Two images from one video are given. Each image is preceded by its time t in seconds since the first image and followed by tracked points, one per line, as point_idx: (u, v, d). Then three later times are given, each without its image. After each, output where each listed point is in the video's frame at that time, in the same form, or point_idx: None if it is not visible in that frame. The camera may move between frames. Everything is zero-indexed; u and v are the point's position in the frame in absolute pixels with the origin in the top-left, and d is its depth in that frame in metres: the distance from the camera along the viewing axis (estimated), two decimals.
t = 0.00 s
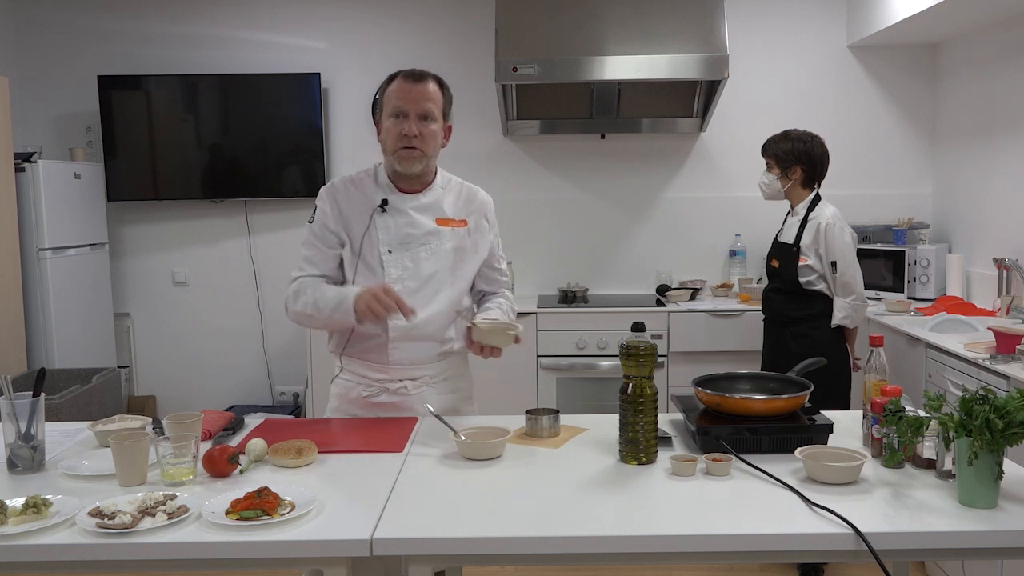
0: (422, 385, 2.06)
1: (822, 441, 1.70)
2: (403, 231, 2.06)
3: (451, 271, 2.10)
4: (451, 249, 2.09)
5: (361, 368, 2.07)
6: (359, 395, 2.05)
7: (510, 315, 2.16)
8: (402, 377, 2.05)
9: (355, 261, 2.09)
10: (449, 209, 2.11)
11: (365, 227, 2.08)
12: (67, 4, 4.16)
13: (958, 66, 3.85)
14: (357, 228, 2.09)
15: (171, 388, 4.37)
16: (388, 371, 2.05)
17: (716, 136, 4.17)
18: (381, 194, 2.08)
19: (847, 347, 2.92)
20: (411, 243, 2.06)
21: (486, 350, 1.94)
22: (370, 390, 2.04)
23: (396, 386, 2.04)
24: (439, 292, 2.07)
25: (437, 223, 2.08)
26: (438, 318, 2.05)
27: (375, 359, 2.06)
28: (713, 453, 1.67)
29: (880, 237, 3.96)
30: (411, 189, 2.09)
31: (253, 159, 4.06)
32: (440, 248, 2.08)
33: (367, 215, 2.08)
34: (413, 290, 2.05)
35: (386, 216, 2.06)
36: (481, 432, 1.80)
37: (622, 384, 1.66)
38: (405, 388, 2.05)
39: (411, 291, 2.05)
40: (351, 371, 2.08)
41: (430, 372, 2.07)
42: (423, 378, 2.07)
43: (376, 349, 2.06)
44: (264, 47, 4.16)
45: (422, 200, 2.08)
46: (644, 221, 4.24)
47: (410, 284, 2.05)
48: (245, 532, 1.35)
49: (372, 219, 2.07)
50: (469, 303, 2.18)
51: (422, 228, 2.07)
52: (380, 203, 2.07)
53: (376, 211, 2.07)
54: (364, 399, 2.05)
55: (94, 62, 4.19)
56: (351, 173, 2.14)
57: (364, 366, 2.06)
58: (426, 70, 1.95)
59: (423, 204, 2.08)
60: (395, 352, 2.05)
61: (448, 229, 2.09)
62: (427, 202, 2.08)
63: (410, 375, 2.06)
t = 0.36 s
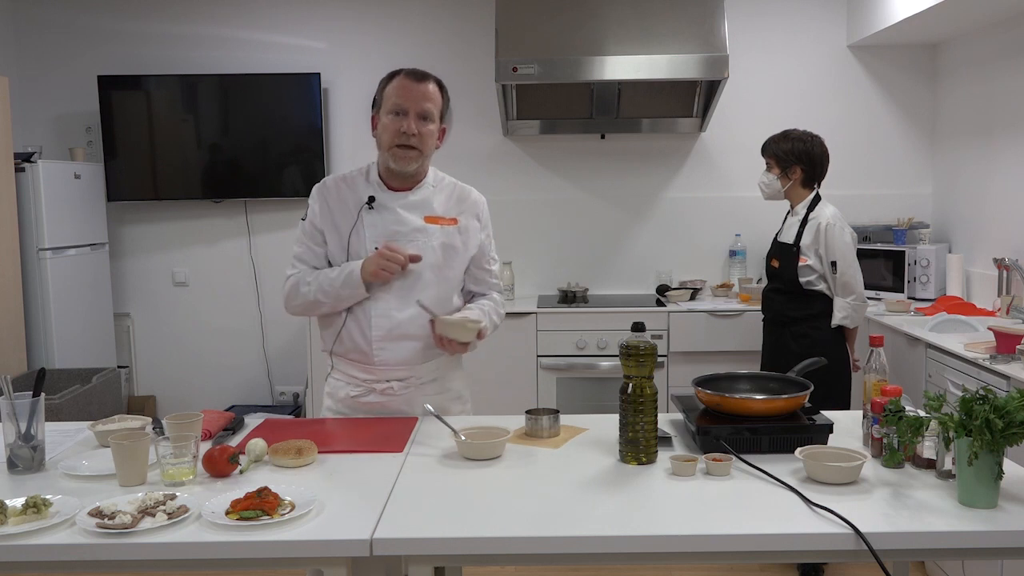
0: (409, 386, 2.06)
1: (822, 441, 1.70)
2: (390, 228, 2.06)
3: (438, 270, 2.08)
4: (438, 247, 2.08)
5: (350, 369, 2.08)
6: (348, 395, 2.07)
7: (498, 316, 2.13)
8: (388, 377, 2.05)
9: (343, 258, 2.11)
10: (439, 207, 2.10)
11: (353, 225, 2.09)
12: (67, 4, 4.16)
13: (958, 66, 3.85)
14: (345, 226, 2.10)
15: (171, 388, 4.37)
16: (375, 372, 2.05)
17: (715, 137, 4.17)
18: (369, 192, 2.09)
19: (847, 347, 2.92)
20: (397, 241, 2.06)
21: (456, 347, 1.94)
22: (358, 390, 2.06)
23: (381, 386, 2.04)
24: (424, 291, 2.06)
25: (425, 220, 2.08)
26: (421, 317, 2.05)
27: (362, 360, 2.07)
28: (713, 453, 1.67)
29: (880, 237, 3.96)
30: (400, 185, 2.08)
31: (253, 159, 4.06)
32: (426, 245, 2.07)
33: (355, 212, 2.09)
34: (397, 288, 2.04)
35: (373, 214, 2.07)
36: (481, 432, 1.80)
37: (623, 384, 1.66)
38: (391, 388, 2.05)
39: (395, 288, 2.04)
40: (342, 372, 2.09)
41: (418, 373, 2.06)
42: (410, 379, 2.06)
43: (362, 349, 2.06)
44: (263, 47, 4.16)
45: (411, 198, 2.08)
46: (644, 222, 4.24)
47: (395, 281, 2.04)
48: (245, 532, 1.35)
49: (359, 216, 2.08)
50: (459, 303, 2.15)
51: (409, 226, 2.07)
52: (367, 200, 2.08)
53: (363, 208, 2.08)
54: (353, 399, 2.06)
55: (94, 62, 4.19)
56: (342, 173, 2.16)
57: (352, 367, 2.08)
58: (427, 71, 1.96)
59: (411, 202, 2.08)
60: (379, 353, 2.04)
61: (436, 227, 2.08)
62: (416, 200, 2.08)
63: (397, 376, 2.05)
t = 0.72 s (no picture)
0: (395, 384, 2.06)
1: (822, 441, 1.70)
2: (381, 228, 2.06)
3: (426, 272, 2.07)
4: (427, 249, 2.07)
5: (338, 366, 2.10)
6: (336, 393, 2.09)
7: (489, 323, 2.09)
8: (372, 375, 2.05)
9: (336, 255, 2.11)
10: (433, 210, 2.09)
11: (347, 223, 2.10)
12: (66, 4, 4.16)
13: (958, 66, 3.85)
14: (340, 223, 2.10)
15: (171, 388, 4.37)
16: (359, 370, 2.06)
17: (715, 136, 4.17)
18: (365, 190, 2.10)
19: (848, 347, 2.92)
20: (388, 240, 2.06)
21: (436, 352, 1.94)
22: (345, 388, 2.07)
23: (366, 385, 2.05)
24: (410, 292, 2.06)
25: (417, 222, 2.08)
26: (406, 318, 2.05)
27: (349, 357, 2.09)
28: (713, 453, 1.67)
29: (880, 237, 3.96)
30: (397, 187, 2.08)
31: (253, 159, 4.06)
32: (416, 247, 2.07)
33: (349, 211, 2.10)
34: (384, 287, 2.05)
35: (366, 213, 2.07)
36: (481, 432, 1.80)
37: (623, 384, 1.66)
38: (376, 386, 2.05)
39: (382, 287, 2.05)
40: (332, 369, 2.12)
41: (403, 372, 2.06)
42: (395, 377, 2.06)
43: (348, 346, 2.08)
44: (263, 47, 4.16)
45: (405, 199, 2.09)
46: (644, 222, 4.24)
47: (382, 280, 2.05)
48: (245, 532, 1.35)
49: (353, 214, 2.09)
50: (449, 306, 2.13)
51: (401, 226, 2.07)
52: (360, 199, 2.09)
53: (357, 207, 2.08)
54: (340, 397, 2.08)
55: (93, 63, 4.19)
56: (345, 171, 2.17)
57: (340, 364, 2.10)
58: (428, 77, 1.92)
59: (405, 203, 2.08)
60: (366, 351, 2.05)
61: (428, 229, 2.08)
62: (410, 202, 2.08)
63: (381, 374, 2.05)
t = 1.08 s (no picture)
0: (397, 383, 2.06)
1: (822, 441, 1.70)
2: (380, 230, 2.06)
3: (426, 272, 2.08)
4: (426, 249, 2.08)
5: (340, 366, 2.10)
6: (338, 392, 2.09)
7: (487, 316, 2.07)
8: (374, 375, 2.06)
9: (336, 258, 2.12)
10: (430, 209, 2.09)
11: (345, 226, 2.10)
12: (66, 4, 4.16)
13: (958, 66, 3.85)
14: (338, 227, 2.11)
15: (171, 388, 4.37)
16: (362, 369, 2.06)
17: (715, 137, 4.17)
18: (362, 193, 2.09)
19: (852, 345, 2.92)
20: (387, 242, 2.07)
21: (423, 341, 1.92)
22: (348, 388, 2.08)
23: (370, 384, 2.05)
24: (411, 293, 2.07)
25: (415, 223, 2.07)
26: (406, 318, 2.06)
27: (350, 357, 2.09)
28: (713, 453, 1.67)
29: (880, 237, 3.95)
30: (395, 189, 2.07)
31: (253, 159, 4.06)
32: (415, 248, 2.07)
33: (347, 214, 2.10)
34: (386, 289, 2.06)
35: (363, 215, 2.07)
36: (481, 432, 1.80)
37: (623, 384, 1.66)
38: (378, 385, 2.06)
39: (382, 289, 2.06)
40: (334, 369, 2.12)
41: (406, 371, 2.06)
42: (398, 377, 2.06)
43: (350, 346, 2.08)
44: (263, 47, 4.16)
45: (402, 200, 2.08)
46: (644, 222, 4.24)
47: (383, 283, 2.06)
48: (245, 532, 1.35)
49: (351, 217, 2.09)
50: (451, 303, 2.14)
51: (398, 227, 2.07)
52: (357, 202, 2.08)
53: (354, 210, 2.08)
54: (341, 396, 2.08)
55: (93, 62, 4.19)
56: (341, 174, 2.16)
57: (342, 364, 2.10)
58: (413, 78, 1.88)
59: (402, 204, 2.07)
60: (370, 350, 2.05)
61: (426, 229, 2.08)
62: (407, 203, 2.08)
63: (384, 373, 2.06)
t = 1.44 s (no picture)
0: (404, 384, 2.06)
1: (822, 441, 1.70)
2: (380, 235, 2.06)
3: (428, 274, 2.09)
4: (428, 250, 2.08)
5: (346, 369, 2.10)
6: (344, 395, 2.09)
7: (481, 316, 2.06)
8: (383, 376, 2.06)
9: (335, 265, 2.12)
10: (428, 210, 2.09)
11: (344, 232, 2.09)
12: (67, 4, 4.16)
13: (958, 66, 3.85)
14: (336, 233, 2.10)
15: (171, 388, 4.37)
16: (370, 371, 2.07)
17: (715, 137, 4.17)
18: (359, 197, 2.09)
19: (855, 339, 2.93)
20: (388, 246, 2.06)
21: (410, 341, 1.94)
22: (355, 390, 2.07)
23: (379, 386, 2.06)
24: (414, 296, 2.07)
25: (415, 225, 2.07)
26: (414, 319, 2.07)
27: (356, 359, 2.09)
28: (713, 453, 1.67)
29: (880, 237, 3.95)
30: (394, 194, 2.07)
31: (253, 159, 4.06)
32: (416, 250, 2.07)
33: (345, 220, 2.09)
34: (390, 294, 2.06)
35: (362, 221, 2.07)
36: (481, 432, 1.80)
37: (623, 384, 1.66)
38: (387, 387, 2.06)
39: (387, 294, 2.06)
40: (338, 372, 2.11)
41: (413, 372, 2.07)
42: (406, 377, 2.07)
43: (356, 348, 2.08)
44: (263, 47, 4.16)
45: (400, 203, 2.07)
46: (644, 222, 4.24)
47: (386, 288, 2.06)
48: (245, 532, 1.35)
49: (350, 223, 2.08)
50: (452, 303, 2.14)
51: (399, 231, 2.06)
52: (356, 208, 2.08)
53: (353, 216, 2.08)
54: (349, 398, 2.08)
55: (93, 63, 4.19)
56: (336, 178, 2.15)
57: (347, 367, 2.09)
58: (405, 83, 1.88)
59: (400, 207, 2.07)
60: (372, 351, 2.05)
61: (427, 231, 2.08)
62: (405, 206, 2.07)
63: (392, 375, 2.07)
